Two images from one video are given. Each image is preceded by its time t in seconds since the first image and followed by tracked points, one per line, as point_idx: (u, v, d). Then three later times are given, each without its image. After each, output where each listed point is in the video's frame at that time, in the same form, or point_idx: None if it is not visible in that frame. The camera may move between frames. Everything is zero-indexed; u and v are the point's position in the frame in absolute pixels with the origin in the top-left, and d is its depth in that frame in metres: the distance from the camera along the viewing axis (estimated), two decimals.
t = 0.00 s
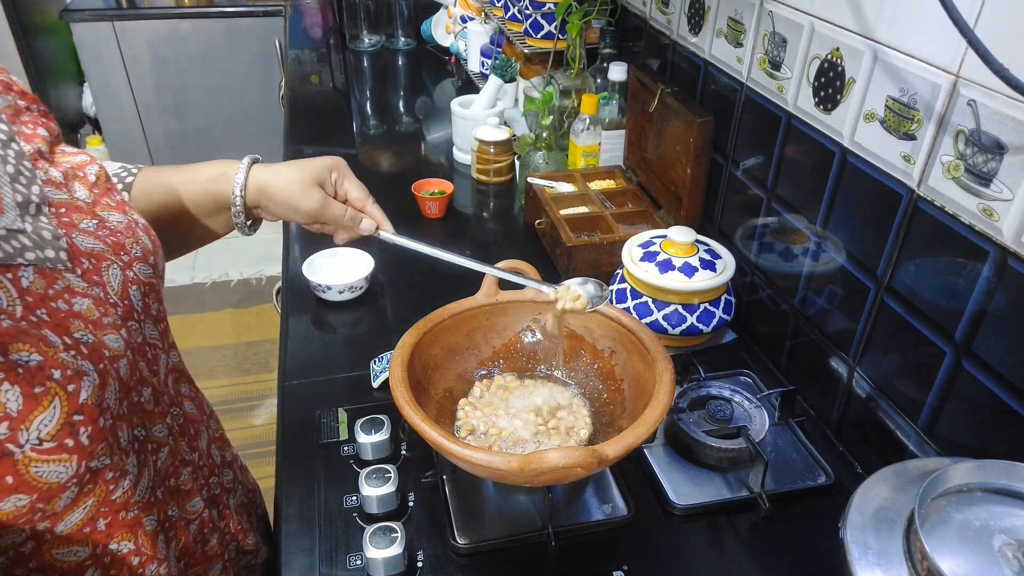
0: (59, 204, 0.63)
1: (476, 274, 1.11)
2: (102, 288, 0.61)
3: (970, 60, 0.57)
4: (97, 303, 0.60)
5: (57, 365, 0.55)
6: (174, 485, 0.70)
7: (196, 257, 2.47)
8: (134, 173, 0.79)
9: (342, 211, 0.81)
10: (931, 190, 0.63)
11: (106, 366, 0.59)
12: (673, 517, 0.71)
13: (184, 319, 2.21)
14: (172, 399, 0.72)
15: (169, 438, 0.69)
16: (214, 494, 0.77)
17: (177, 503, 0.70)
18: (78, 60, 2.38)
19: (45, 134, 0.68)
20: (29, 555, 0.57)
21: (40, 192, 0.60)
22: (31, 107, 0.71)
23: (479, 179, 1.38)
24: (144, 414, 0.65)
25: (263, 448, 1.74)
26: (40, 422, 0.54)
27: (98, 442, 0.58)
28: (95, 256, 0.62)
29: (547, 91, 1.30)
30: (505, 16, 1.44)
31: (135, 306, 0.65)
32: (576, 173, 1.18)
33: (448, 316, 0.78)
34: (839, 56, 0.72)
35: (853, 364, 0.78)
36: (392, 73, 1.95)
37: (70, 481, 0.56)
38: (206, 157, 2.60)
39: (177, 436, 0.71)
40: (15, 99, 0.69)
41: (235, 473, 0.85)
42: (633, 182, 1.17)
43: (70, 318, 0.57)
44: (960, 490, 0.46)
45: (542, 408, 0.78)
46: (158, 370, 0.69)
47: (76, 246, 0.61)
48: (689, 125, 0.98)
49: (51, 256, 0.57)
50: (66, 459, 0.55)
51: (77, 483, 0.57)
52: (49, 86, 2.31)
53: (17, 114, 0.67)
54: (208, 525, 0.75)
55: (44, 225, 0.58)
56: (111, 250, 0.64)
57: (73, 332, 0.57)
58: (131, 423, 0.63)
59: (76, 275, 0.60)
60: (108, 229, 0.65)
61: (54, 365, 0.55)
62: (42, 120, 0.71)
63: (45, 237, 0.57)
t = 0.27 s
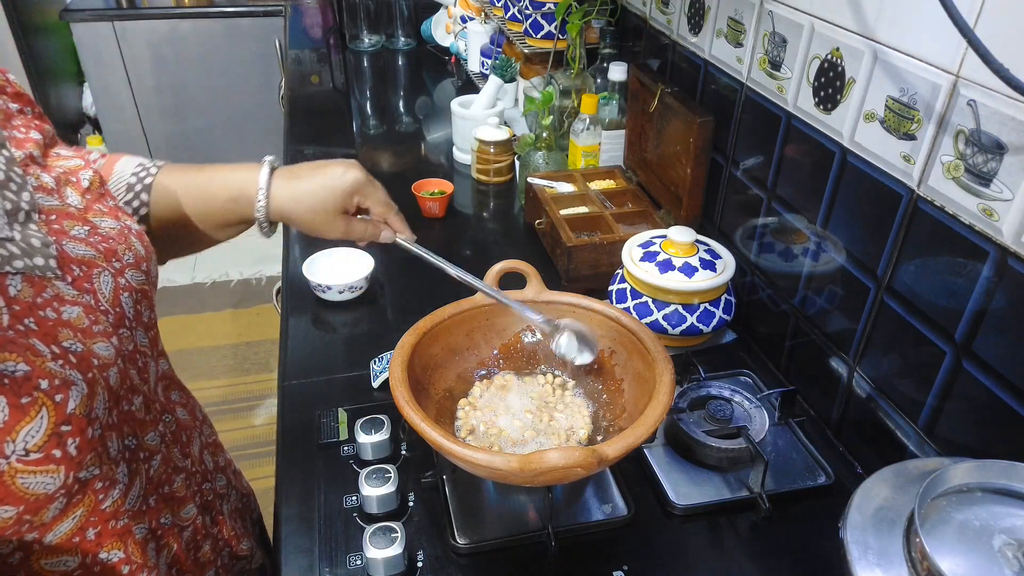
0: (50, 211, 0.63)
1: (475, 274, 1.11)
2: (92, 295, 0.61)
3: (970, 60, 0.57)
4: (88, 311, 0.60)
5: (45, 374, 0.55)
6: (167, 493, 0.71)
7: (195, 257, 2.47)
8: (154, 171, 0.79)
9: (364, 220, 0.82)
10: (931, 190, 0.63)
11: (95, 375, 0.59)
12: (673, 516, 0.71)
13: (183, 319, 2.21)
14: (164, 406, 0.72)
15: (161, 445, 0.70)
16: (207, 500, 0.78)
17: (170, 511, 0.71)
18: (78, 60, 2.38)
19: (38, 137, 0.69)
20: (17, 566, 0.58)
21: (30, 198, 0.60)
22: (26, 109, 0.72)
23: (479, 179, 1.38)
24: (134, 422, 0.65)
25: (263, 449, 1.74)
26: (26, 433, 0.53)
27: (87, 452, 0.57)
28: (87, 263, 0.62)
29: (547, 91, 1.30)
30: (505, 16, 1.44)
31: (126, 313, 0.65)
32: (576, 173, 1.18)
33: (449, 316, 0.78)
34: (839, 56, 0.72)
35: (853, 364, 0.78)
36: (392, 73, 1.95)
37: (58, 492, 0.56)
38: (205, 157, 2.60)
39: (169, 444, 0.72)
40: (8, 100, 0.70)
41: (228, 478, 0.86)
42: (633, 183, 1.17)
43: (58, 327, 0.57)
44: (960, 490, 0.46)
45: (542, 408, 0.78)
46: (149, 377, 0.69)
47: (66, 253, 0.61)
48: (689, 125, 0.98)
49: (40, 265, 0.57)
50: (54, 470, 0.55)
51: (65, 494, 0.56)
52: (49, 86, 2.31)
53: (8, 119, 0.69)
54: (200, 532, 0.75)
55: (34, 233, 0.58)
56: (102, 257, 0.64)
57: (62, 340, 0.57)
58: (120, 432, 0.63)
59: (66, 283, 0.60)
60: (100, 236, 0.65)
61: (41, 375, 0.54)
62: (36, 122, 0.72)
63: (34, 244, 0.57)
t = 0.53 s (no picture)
0: (37, 212, 0.62)
1: (475, 274, 1.11)
2: (79, 299, 0.61)
3: (970, 60, 0.57)
4: (74, 314, 0.60)
5: (34, 378, 0.55)
6: (156, 498, 0.71)
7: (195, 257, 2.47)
8: (171, 135, 0.79)
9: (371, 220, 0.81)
10: (931, 190, 0.63)
11: (85, 378, 0.59)
12: (673, 517, 0.71)
13: (183, 319, 2.21)
14: (153, 410, 0.71)
15: (150, 450, 0.70)
16: (195, 505, 0.79)
17: (159, 516, 0.71)
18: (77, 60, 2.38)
19: (29, 131, 0.66)
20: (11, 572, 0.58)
21: (18, 199, 0.60)
22: (18, 98, 0.68)
23: (479, 179, 1.38)
24: (124, 426, 0.66)
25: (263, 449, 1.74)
26: (18, 437, 0.54)
27: (79, 455, 0.58)
28: (75, 267, 0.62)
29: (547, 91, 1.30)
30: (505, 16, 1.44)
31: (115, 316, 0.65)
32: (576, 173, 1.18)
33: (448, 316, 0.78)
34: (839, 56, 0.72)
35: (853, 364, 0.78)
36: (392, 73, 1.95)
37: (50, 496, 0.56)
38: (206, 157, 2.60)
39: (158, 449, 0.71)
40: None
41: (219, 483, 0.85)
42: (633, 183, 1.17)
43: (46, 331, 0.57)
44: (960, 490, 0.46)
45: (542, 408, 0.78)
46: (138, 380, 0.68)
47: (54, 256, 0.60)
48: (689, 125, 0.98)
49: (27, 267, 0.57)
50: (46, 473, 0.56)
51: (58, 498, 0.57)
52: (49, 86, 2.31)
53: None
54: (189, 538, 0.76)
55: (20, 235, 0.57)
56: (90, 258, 0.64)
57: (50, 344, 0.57)
58: (111, 435, 0.63)
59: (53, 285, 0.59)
60: (89, 237, 0.65)
61: (31, 378, 0.55)
62: (29, 111, 0.69)
63: (20, 247, 0.57)
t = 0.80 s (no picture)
0: (33, 215, 0.62)
1: (475, 274, 1.11)
2: (74, 302, 0.61)
3: (970, 60, 0.57)
4: (69, 318, 0.60)
5: (29, 382, 0.55)
6: (154, 500, 0.71)
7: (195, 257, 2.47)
8: (182, 153, 0.80)
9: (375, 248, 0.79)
10: (932, 190, 0.63)
11: (81, 382, 0.59)
12: (673, 517, 0.71)
13: (183, 319, 2.21)
14: (149, 413, 0.71)
15: (147, 452, 0.69)
16: (191, 507, 0.78)
17: (157, 519, 0.71)
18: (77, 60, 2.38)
19: (25, 133, 0.67)
20: None
21: (13, 202, 0.60)
22: (14, 100, 0.69)
23: (479, 179, 1.38)
24: (121, 429, 0.65)
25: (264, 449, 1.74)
26: (13, 440, 0.54)
27: (75, 458, 0.58)
28: (70, 270, 0.62)
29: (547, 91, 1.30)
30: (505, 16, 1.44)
31: (109, 319, 0.65)
32: (576, 173, 1.18)
33: (449, 316, 0.78)
34: (839, 56, 0.72)
35: (853, 363, 0.78)
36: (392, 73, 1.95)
37: (46, 499, 0.57)
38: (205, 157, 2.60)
39: (155, 451, 0.71)
40: None
41: (213, 486, 0.84)
42: (633, 183, 1.17)
43: (41, 334, 0.58)
44: (960, 490, 0.46)
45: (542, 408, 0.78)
46: (134, 383, 0.68)
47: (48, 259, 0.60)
48: (689, 125, 0.98)
49: (21, 270, 0.57)
50: (42, 477, 0.56)
51: (54, 501, 0.57)
52: (49, 86, 2.31)
53: None
54: (186, 539, 0.76)
55: (14, 239, 0.58)
56: (85, 262, 0.64)
57: (45, 347, 0.57)
58: (109, 438, 0.63)
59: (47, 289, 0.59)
60: (84, 241, 0.65)
61: (26, 382, 0.55)
62: (26, 114, 0.70)
63: (14, 250, 0.57)
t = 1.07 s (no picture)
0: (36, 216, 0.62)
1: (475, 274, 1.11)
2: (73, 303, 0.61)
3: (970, 60, 0.57)
4: (69, 319, 0.60)
5: (31, 382, 0.55)
6: (151, 501, 0.71)
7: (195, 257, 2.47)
8: (167, 161, 0.80)
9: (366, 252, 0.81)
10: (932, 190, 0.63)
11: (81, 382, 0.59)
12: (673, 517, 0.72)
13: (183, 318, 2.21)
14: (145, 414, 0.71)
15: (144, 452, 0.69)
16: (186, 508, 0.78)
17: (154, 519, 0.71)
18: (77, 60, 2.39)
19: (25, 134, 0.67)
20: None
21: (15, 203, 0.60)
22: (13, 103, 0.69)
23: (479, 179, 1.38)
24: (120, 429, 0.65)
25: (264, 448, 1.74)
26: (15, 440, 0.54)
27: (76, 458, 0.58)
28: (69, 271, 0.62)
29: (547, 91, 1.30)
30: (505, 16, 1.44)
31: (109, 320, 0.65)
32: (576, 173, 1.18)
33: (449, 316, 0.78)
34: (839, 56, 0.72)
35: (853, 363, 0.78)
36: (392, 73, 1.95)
37: (48, 498, 0.57)
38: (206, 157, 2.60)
39: (151, 452, 0.71)
40: None
41: (207, 486, 0.84)
42: (633, 182, 1.17)
43: (41, 335, 0.58)
44: (959, 490, 0.46)
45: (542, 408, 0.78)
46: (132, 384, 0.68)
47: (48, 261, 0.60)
48: (689, 125, 0.98)
49: (21, 271, 0.57)
50: (43, 476, 0.56)
51: (55, 500, 0.57)
52: (49, 86, 2.31)
53: None
54: (182, 540, 0.76)
55: (14, 240, 0.57)
56: (85, 263, 0.64)
57: (46, 349, 0.57)
58: (108, 438, 0.63)
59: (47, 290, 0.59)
60: (84, 243, 0.65)
61: (28, 382, 0.55)
62: (24, 116, 0.70)
63: (15, 252, 0.57)
